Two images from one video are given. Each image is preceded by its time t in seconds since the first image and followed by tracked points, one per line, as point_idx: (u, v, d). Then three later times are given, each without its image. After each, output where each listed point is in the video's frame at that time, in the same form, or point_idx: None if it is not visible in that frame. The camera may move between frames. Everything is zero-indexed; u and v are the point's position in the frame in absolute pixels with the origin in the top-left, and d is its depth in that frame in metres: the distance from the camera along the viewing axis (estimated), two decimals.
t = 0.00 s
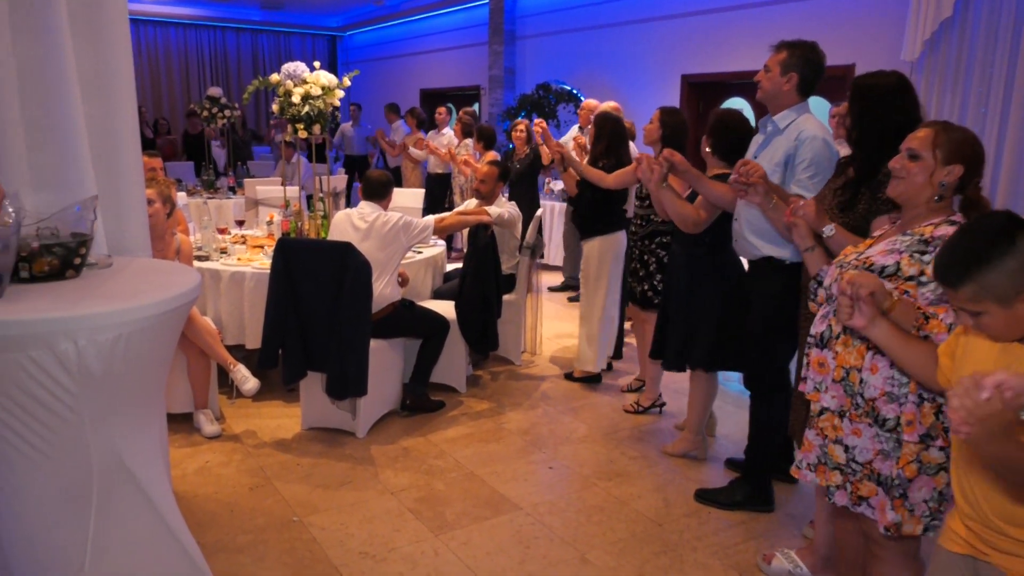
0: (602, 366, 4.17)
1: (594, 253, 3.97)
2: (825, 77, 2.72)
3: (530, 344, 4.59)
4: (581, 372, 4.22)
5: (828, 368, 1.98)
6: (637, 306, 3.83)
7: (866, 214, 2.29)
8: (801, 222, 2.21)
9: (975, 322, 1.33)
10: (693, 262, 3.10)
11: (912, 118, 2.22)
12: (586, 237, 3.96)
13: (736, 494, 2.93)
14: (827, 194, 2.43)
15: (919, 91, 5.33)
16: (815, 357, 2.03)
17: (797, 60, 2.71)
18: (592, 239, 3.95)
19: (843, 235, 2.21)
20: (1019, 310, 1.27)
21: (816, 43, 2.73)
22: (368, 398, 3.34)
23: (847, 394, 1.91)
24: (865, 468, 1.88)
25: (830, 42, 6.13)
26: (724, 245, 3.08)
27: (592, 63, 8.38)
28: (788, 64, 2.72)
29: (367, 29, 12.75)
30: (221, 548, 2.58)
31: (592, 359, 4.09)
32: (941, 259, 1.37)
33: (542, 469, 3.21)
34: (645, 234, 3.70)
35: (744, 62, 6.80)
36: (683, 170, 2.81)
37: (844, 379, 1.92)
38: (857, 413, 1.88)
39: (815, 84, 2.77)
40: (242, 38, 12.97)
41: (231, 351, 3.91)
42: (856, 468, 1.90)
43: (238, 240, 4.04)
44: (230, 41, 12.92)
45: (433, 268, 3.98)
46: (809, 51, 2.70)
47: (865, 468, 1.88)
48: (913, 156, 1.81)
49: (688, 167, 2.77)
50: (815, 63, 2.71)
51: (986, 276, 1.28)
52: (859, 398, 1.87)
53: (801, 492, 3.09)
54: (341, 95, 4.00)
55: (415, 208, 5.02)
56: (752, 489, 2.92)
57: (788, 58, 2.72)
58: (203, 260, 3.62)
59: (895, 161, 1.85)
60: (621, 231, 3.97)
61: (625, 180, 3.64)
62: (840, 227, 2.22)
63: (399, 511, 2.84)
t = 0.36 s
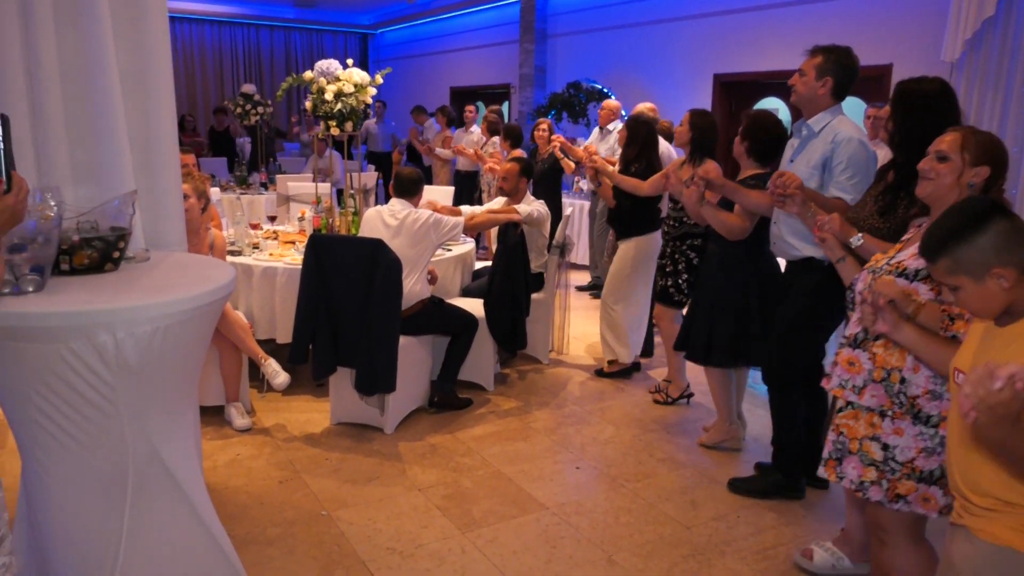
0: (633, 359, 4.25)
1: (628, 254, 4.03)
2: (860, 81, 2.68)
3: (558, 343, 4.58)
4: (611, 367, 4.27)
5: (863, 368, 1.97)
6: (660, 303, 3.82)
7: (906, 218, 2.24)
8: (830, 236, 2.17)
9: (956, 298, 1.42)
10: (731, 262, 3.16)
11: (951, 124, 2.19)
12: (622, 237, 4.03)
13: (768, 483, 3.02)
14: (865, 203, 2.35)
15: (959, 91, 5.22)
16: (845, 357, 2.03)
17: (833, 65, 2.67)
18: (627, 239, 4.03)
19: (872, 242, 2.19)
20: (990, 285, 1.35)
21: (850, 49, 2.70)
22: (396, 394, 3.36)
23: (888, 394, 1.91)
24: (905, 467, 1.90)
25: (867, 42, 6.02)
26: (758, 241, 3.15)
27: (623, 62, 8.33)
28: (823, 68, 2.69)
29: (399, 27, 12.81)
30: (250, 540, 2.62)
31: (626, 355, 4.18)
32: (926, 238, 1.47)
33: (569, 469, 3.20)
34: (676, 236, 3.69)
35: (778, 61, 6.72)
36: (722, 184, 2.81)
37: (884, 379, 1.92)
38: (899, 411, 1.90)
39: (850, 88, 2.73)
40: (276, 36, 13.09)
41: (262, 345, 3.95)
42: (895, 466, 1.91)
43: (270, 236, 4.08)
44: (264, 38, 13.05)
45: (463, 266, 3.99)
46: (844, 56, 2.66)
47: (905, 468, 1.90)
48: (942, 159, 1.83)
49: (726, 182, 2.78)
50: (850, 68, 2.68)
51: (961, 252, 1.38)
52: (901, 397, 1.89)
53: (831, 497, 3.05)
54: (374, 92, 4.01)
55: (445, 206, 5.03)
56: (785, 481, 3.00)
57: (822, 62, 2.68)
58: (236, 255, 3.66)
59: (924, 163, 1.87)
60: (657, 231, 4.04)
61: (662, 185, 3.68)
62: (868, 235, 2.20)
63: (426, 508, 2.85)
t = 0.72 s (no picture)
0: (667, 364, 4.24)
1: (663, 256, 4.04)
2: (896, 84, 2.63)
3: (590, 347, 4.56)
4: (647, 368, 4.30)
5: (922, 371, 2.02)
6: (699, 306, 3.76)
7: (941, 225, 2.19)
8: (901, 258, 2.04)
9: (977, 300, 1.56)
10: (760, 261, 3.11)
11: (992, 130, 2.14)
12: (653, 238, 4.05)
13: (805, 487, 3.00)
14: (902, 204, 2.35)
15: (1003, 95, 5.11)
16: (908, 362, 2.06)
17: (868, 68, 2.62)
18: (658, 241, 4.03)
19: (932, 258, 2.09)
20: (1005, 288, 1.48)
21: (886, 51, 2.65)
22: (428, 395, 3.37)
23: (944, 397, 1.98)
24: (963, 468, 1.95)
25: (909, 44, 5.92)
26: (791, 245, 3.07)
27: (657, 64, 8.29)
28: (858, 71, 2.63)
29: (433, 30, 12.89)
30: (284, 538, 2.65)
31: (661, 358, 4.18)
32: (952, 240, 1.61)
33: (600, 474, 3.18)
34: (709, 238, 3.62)
35: (815, 64, 6.63)
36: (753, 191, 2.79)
37: (940, 383, 1.99)
38: (953, 415, 1.97)
39: (885, 92, 2.68)
40: (312, 38, 13.25)
41: (297, 344, 3.99)
42: (954, 468, 1.97)
43: (305, 236, 4.12)
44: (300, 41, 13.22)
45: (495, 268, 3.99)
46: (881, 59, 2.60)
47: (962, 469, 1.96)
48: (1011, 163, 1.79)
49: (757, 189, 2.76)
50: (887, 72, 2.62)
51: (977, 254, 1.52)
52: (955, 400, 1.96)
53: (868, 507, 2.99)
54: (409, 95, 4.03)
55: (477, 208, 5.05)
56: (821, 485, 2.99)
57: (858, 65, 2.63)
58: (272, 256, 3.71)
59: (993, 168, 1.83)
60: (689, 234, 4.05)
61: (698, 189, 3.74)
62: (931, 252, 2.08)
63: (457, 510, 2.86)
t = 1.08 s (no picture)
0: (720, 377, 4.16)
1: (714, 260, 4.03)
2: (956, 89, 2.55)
3: (637, 357, 4.53)
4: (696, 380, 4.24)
5: (994, 371, 2.00)
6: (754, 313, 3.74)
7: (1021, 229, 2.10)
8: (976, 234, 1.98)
9: None
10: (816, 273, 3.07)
11: None
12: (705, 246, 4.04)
13: (860, 505, 2.91)
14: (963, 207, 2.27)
15: None
16: (981, 361, 2.05)
17: (926, 75, 2.56)
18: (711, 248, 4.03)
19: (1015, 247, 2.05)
20: None
21: (944, 58, 2.57)
22: (475, 402, 3.39)
23: (1010, 398, 1.95)
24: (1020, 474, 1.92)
25: (968, 51, 5.75)
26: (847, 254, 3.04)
27: (705, 72, 8.22)
28: (915, 78, 2.58)
29: (481, 38, 12.99)
30: (332, 539, 2.68)
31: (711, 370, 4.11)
32: None
33: (647, 485, 3.14)
34: (763, 246, 3.59)
35: (869, 71, 6.50)
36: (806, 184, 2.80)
37: (1009, 383, 1.96)
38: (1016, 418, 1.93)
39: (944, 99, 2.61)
40: (362, 47, 13.46)
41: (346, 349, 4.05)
42: (1012, 473, 1.94)
43: (356, 242, 4.18)
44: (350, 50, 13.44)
45: (542, 276, 3.99)
46: (940, 65, 2.54)
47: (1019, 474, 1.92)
48: None
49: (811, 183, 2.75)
50: (946, 78, 2.55)
51: None
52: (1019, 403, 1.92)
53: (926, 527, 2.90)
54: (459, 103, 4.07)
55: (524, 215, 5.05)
56: (877, 502, 2.90)
57: (917, 72, 2.56)
58: (323, 261, 3.77)
59: None
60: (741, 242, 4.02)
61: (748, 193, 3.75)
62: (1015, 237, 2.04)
63: (504, 517, 2.86)
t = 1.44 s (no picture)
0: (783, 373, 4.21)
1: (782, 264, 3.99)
2: None
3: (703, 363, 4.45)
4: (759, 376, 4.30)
5: None
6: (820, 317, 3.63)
7: None
8: None
9: None
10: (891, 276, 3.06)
11: None
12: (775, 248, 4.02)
13: (920, 503, 2.93)
14: None
15: None
16: None
17: (1013, 78, 2.45)
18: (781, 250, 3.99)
19: None
20: None
21: None
22: (539, 404, 3.39)
23: None
24: None
25: None
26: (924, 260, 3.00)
27: (777, 73, 8.02)
28: (1000, 82, 2.48)
29: (548, 41, 13.00)
30: (397, 535, 2.72)
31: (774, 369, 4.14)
32: None
33: (714, 494, 3.08)
34: (836, 249, 3.59)
35: (954, 71, 6.22)
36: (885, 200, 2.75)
37: None
38: None
39: None
40: (431, 51, 13.64)
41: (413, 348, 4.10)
42: None
43: (423, 243, 4.24)
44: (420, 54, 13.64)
45: (608, 279, 3.96)
46: None
47: None
48: None
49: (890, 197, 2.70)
50: None
51: None
52: None
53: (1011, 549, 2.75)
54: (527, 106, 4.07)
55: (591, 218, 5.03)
56: (937, 502, 2.91)
57: (998, 76, 2.48)
58: (392, 261, 3.83)
59: None
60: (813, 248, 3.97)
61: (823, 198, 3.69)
62: None
63: (567, 520, 2.85)
